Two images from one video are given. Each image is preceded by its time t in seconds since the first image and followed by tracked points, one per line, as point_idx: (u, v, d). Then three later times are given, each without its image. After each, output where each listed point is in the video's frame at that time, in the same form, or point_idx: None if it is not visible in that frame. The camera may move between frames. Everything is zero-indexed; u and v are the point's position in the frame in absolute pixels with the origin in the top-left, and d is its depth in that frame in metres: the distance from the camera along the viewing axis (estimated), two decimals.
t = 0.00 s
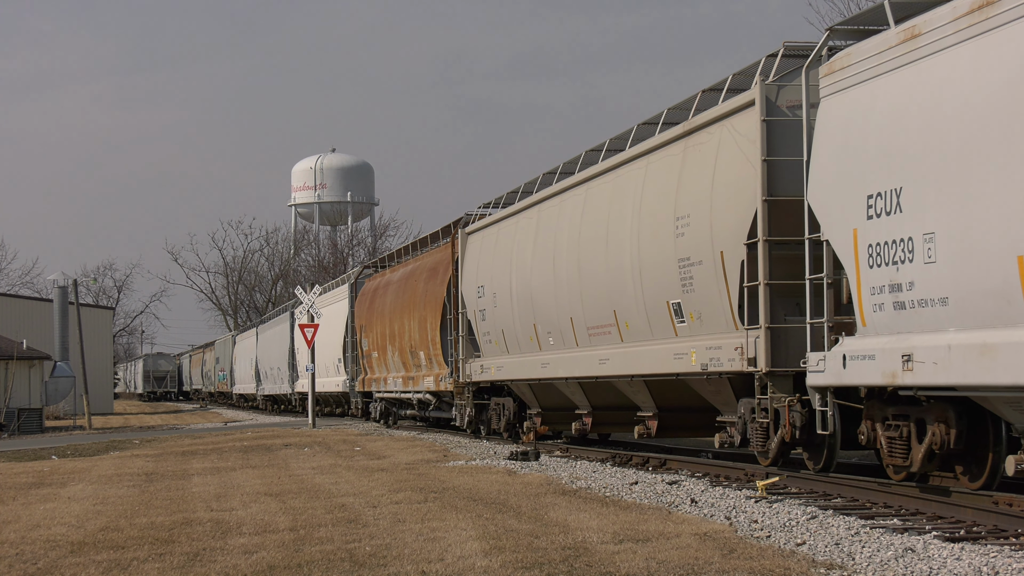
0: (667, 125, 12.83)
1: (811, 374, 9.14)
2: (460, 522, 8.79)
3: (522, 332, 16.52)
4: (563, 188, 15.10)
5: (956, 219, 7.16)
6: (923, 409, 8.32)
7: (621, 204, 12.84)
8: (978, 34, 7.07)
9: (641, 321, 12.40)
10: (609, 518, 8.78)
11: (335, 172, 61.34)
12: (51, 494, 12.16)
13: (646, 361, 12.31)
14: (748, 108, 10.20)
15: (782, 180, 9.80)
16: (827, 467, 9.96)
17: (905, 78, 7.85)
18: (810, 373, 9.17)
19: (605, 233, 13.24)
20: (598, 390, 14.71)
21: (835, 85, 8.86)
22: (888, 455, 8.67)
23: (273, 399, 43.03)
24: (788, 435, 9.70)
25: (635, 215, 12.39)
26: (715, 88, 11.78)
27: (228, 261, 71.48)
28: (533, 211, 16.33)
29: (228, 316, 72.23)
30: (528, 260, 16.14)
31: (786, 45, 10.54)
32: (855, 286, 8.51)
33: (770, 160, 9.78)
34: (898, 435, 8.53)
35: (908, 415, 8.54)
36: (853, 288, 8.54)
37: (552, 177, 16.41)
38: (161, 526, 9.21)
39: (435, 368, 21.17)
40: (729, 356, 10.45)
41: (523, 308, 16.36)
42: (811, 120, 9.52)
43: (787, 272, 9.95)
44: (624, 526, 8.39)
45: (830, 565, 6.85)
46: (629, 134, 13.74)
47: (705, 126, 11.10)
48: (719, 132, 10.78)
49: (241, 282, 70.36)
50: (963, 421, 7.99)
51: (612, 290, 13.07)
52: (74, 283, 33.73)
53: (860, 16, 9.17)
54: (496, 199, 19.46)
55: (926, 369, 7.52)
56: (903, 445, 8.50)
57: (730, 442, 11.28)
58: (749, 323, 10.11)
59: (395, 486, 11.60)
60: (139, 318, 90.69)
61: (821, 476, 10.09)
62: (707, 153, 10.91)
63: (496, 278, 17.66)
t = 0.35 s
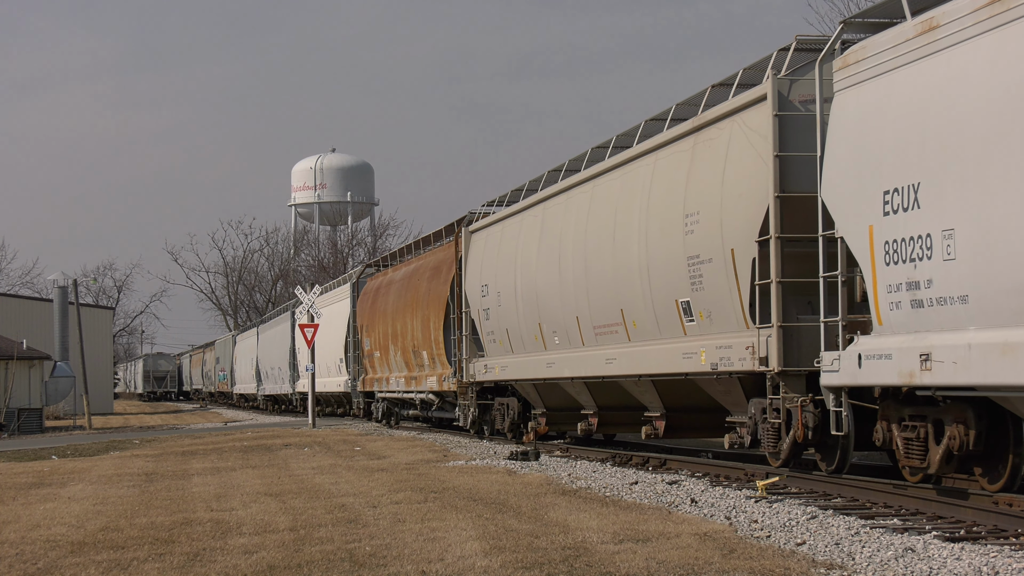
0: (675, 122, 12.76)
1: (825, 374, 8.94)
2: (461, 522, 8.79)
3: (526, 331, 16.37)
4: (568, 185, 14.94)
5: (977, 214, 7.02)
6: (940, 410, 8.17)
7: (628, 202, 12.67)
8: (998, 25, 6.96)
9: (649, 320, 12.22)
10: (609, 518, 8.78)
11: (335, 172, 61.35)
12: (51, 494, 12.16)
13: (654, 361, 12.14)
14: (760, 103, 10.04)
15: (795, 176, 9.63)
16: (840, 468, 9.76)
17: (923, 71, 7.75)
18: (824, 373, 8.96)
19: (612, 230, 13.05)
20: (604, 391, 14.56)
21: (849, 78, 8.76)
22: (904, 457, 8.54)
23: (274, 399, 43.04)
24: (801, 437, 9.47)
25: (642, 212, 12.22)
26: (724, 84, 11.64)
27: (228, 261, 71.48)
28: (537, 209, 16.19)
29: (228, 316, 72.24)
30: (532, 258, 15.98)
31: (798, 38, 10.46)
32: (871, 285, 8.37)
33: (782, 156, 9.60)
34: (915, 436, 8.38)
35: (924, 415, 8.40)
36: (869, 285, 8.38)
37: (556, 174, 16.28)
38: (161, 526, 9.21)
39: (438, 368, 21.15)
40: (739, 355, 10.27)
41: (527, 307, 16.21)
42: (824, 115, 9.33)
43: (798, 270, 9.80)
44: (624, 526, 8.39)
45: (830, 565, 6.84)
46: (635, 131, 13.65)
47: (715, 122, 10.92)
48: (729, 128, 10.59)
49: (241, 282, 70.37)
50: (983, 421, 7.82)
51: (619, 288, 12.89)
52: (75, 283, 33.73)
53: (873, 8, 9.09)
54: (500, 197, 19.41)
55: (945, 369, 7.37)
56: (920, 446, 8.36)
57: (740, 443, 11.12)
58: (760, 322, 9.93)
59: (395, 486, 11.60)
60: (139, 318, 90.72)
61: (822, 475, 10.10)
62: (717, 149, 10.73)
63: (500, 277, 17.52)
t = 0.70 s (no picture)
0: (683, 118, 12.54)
1: (839, 373, 8.72)
2: (460, 522, 8.79)
3: (531, 331, 16.25)
4: (574, 182, 14.77)
5: (999, 209, 6.73)
6: (958, 411, 7.89)
7: (636, 199, 12.49)
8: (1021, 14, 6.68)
9: (657, 319, 12.04)
10: (609, 518, 8.78)
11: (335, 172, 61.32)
12: (51, 494, 12.15)
13: (662, 361, 11.96)
14: (772, 98, 9.84)
15: (808, 172, 9.44)
16: (853, 468, 9.55)
17: (942, 63, 7.47)
18: (838, 372, 8.74)
19: (619, 228, 12.89)
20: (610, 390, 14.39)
21: (864, 72, 8.48)
22: (922, 459, 8.27)
23: (275, 399, 43.08)
24: (813, 437, 9.28)
25: (651, 210, 12.05)
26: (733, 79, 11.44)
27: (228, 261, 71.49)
28: (543, 207, 16.06)
29: (228, 315, 72.38)
30: (538, 257, 15.85)
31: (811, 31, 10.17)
32: (887, 283, 8.10)
33: (795, 152, 9.42)
34: (932, 437, 8.11)
35: (941, 416, 8.12)
36: (886, 282, 8.12)
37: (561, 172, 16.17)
38: (161, 526, 9.21)
39: (441, 367, 21.15)
40: (750, 354, 10.09)
41: (532, 306, 16.09)
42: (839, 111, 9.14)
43: (811, 268, 9.61)
44: (624, 526, 8.39)
45: (830, 565, 6.84)
46: (641, 128, 13.48)
47: (726, 117, 10.73)
48: (740, 123, 10.42)
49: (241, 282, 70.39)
50: (1004, 421, 7.52)
51: (626, 286, 12.71)
52: (75, 283, 33.73)
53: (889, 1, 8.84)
54: (503, 195, 19.36)
55: (965, 369, 7.10)
56: (937, 447, 8.09)
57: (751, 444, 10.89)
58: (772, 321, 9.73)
59: (395, 486, 11.59)
60: (139, 318, 90.77)
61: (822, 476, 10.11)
62: (728, 145, 10.54)
63: (505, 276, 17.41)
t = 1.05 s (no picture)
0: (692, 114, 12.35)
1: (854, 373, 8.55)
2: (461, 522, 8.79)
3: (536, 330, 16.19)
4: (581, 179, 14.61)
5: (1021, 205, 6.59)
6: (977, 412, 7.70)
7: (644, 197, 12.31)
8: None
9: (665, 318, 11.87)
10: (609, 518, 8.78)
11: (335, 172, 61.29)
12: (51, 494, 12.15)
13: (671, 360, 11.79)
14: (785, 93, 9.62)
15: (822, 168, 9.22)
16: (869, 472, 9.38)
17: (961, 56, 7.34)
18: (853, 372, 8.56)
19: (627, 226, 12.72)
20: (617, 391, 14.29)
21: (880, 65, 8.34)
22: (940, 461, 8.09)
23: (275, 399, 43.12)
24: (825, 437, 9.08)
25: (659, 207, 11.86)
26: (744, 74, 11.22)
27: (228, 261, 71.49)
28: (548, 205, 15.96)
29: (228, 315, 72.40)
30: (543, 256, 15.74)
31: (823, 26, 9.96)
32: (903, 281, 7.97)
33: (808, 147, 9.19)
34: (950, 439, 7.93)
35: (959, 418, 7.97)
36: (902, 280, 7.97)
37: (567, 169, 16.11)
38: (161, 526, 9.21)
39: (445, 367, 21.15)
40: (762, 354, 9.88)
41: (538, 306, 16.01)
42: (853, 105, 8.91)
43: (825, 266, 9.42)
44: (624, 526, 8.39)
45: (830, 565, 6.84)
46: (647, 125, 13.32)
47: (736, 113, 10.51)
48: (751, 118, 10.20)
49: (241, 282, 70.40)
50: None
51: (634, 285, 12.54)
52: (75, 283, 33.70)
53: None
54: (506, 194, 19.35)
55: (986, 369, 6.95)
56: (955, 449, 7.91)
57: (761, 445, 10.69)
58: (784, 320, 9.52)
59: (396, 486, 11.59)
60: (139, 318, 90.84)
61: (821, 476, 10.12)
62: (739, 141, 10.34)
63: (510, 275, 17.32)
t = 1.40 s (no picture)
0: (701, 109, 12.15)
1: (868, 373, 8.33)
2: (460, 522, 8.78)
3: (541, 329, 16.11)
4: (588, 176, 14.45)
5: None
6: (996, 412, 7.48)
7: (652, 194, 12.11)
8: None
9: (673, 317, 11.67)
10: (609, 518, 8.77)
11: (335, 172, 61.26)
12: (51, 494, 12.14)
13: (679, 360, 11.59)
14: (797, 86, 9.38)
15: (835, 163, 9.02)
16: (880, 473, 9.12)
17: (979, 49, 7.13)
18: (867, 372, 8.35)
19: (633, 224, 12.53)
20: (622, 391, 14.27)
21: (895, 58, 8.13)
22: (957, 463, 7.85)
23: (276, 399, 43.15)
24: (840, 438, 8.82)
25: (667, 204, 11.66)
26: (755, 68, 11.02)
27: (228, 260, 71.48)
28: (554, 202, 15.84)
29: (228, 315, 72.41)
30: (548, 253, 15.62)
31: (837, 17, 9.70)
32: (920, 279, 7.73)
33: (822, 143, 8.98)
34: (969, 440, 7.69)
35: (978, 418, 7.71)
36: (919, 278, 7.73)
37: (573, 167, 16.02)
38: (161, 526, 9.20)
39: (447, 367, 21.11)
40: (773, 353, 9.68)
41: (543, 305, 15.90)
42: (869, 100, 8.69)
43: (838, 264, 9.22)
44: (624, 526, 8.38)
45: (830, 565, 6.84)
46: (653, 122, 13.19)
47: (746, 108, 10.29)
48: (762, 113, 9.97)
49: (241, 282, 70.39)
50: None
51: (640, 283, 12.36)
52: (75, 283, 33.66)
53: None
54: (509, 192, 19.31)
55: (1007, 369, 6.73)
56: (974, 450, 7.67)
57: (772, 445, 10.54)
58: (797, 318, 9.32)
59: (395, 486, 11.58)
60: (139, 318, 90.89)
61: (821, 476, 10.12)
62: (749, 136, 10.12)
63: (515, 274, 17.21)
